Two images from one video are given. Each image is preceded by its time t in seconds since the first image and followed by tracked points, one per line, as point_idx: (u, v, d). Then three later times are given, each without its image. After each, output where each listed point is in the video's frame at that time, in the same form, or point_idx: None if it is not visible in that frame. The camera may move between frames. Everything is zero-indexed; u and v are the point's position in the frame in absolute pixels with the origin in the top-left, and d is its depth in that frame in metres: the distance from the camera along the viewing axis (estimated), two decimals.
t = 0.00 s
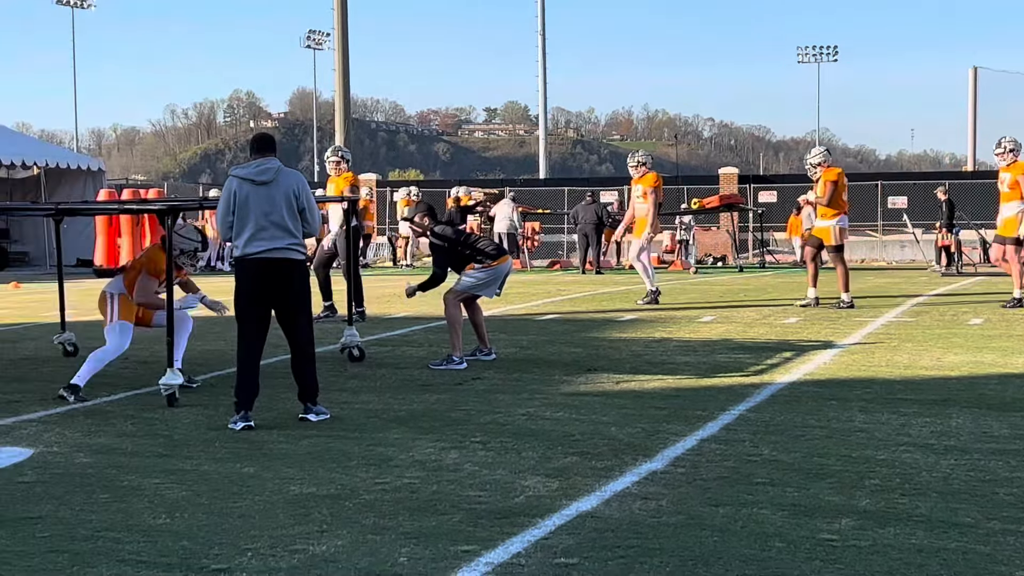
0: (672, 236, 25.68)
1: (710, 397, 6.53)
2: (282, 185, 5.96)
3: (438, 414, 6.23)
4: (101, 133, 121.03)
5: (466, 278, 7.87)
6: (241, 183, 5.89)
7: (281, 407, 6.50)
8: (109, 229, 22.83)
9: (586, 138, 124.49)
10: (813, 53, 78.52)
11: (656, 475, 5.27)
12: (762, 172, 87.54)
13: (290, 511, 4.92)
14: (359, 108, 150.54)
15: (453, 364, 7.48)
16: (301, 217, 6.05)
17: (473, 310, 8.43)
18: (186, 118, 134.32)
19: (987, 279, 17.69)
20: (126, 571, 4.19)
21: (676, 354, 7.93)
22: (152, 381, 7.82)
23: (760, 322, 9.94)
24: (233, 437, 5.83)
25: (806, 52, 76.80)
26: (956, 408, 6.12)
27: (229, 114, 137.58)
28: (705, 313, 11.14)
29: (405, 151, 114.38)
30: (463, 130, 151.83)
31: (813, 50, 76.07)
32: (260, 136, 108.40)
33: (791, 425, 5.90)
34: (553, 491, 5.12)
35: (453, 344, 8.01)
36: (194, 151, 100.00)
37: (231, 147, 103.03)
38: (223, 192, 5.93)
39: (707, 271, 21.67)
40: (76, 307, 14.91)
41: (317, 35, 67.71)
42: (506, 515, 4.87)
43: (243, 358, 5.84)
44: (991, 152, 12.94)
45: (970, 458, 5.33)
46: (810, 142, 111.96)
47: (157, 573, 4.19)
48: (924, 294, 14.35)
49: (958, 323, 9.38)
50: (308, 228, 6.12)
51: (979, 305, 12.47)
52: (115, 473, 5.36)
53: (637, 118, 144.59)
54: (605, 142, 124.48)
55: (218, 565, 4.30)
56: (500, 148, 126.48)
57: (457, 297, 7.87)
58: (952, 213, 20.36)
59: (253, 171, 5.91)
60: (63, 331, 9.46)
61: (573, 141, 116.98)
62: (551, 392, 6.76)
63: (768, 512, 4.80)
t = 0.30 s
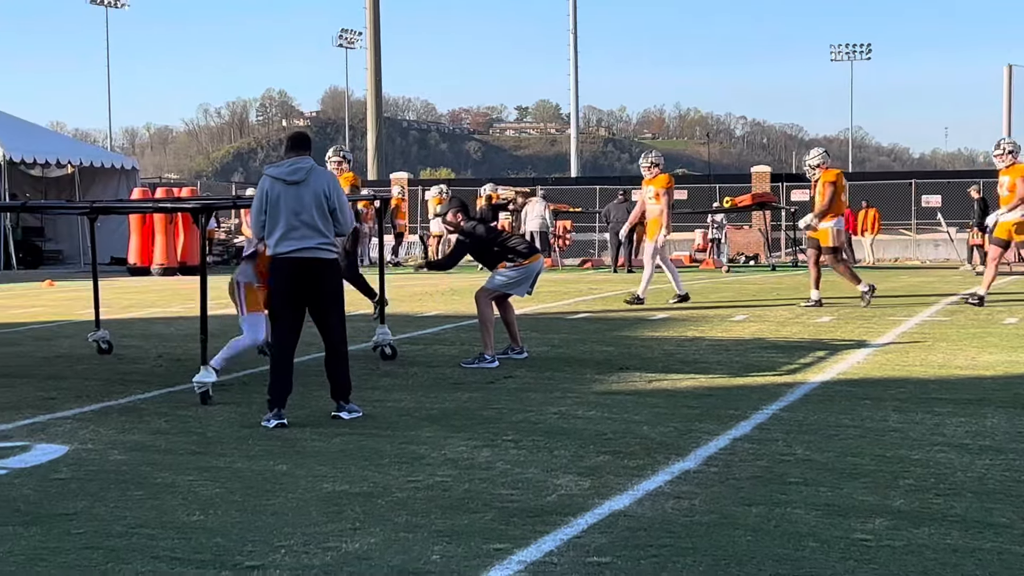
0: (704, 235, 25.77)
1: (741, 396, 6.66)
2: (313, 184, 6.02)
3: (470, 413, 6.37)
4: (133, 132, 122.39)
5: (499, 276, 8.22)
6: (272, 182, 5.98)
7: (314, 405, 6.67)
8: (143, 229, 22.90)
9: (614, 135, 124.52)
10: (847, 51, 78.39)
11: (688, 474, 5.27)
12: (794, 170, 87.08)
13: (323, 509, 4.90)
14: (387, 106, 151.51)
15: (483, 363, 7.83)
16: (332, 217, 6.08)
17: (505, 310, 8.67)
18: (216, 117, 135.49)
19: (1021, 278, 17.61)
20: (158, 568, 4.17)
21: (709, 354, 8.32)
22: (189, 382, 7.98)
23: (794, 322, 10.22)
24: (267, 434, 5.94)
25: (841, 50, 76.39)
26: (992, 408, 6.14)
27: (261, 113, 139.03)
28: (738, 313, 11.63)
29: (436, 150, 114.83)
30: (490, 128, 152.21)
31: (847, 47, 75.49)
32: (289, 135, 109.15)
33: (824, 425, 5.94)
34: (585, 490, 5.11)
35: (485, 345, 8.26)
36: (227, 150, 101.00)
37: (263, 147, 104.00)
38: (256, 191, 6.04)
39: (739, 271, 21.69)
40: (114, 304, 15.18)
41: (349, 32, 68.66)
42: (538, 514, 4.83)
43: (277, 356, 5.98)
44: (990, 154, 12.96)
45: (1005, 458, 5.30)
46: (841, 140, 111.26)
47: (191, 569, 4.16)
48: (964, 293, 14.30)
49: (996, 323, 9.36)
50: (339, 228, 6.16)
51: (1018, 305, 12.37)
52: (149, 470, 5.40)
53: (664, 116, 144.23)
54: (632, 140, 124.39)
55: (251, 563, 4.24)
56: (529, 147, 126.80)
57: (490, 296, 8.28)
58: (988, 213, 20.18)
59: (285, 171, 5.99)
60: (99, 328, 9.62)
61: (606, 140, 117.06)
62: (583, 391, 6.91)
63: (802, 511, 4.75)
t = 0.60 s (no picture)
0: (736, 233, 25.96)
1: (774, 395, 6.84)
2: (345, 183, 6.09)
3: (503, 411, 6.59)
4: (163, 131, 123.76)
5: (529, 273, 8.44)
6: (304, 181, 6.10)
7: (347, 403, 6.91)
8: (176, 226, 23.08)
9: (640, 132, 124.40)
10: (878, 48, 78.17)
11: (720, 473, 5.29)
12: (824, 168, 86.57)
13: (355, 506, 4.84)
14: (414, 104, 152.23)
15: (515, 362, 8.15)
16: (364, 215, 6.14)
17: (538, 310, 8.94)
18: (245, 115, 136.76)
19: None
20: (192, 565, 4.04)
21: (741, 350, 8.52)
22: (222, 380, 8.07)
23: (829, 320, 10.27)
24: (300, 431, 6.06)
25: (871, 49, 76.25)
26: None
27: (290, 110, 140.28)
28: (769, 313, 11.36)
29: (465, 148, 115.36)
30: (516, 125, 152.43)
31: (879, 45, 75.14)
32: (317, 134, 110.12)
33: (856, 424, 6.00)
34: (617, 489, 5.08)
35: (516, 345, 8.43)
36: (258, 150, 102.15)
37: (293, 147, 105.25)
38: (291, 189, 6.16)
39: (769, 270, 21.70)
40: (148, 301, 15.35)
41: (380, 31, 69.55)
42: (570, 513, 4.75)
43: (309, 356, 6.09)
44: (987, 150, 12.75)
45: None
46: (871, 137, 110.48)
47: (224, 565, 4.04)
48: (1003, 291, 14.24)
49: None
50: (371, 227, 6.21)
51: None
52: (183, 468, 5.42)
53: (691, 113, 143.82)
54: (657, 137, 124.20)
55: (281, 560, 4.13)
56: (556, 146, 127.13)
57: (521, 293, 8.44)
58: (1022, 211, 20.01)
59: (317, 170, 6.09)
60: (132, 326, 9.73)
61: (635, 140, 116.92)
62: (614, 389, 7.19)
63: (835, 511, 4.69)
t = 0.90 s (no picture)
0: (769, 232, 25.87)
1: (807, 394, 6.82)
2: (377, 182, 6.14)
3: (535, 410, 6.61)
4: (198, 130, 124.93)
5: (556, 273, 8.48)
6: (337, 180, 6.17)
7: (379, 402, 6.96)
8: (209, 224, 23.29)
9: (672, 131, 124.02)
10: (913, 46, 77.48)
11: (752, 473, 5.27)
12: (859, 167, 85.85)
13: (389, 504, 4.88)
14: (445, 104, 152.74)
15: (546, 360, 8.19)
16: (395, 215, 6.19)
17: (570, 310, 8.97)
18: (278, 115, 137.76)
19: None
20: (225, 563, 4.07)
21: (774, 350, 8.48)
22: (255, 379, 8.13)
23: (863, 319, 10.21)
24: (331, 429, 6.13)
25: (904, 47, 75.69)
26: None
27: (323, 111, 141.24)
28: (802, 312, 11.28)
29: (497, 147, 115.46)
30: (547, 125, 152.43)
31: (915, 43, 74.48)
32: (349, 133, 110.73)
33: (890, 424, 5.97)
34: (649, 489, 5.08)
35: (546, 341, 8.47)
36: (291, 149, 102.90)
37: (327, 146, 105.91)
38: (324, 189, 6.23)
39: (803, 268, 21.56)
40: (183, 301, 15.50)
41: (413, 32, 69.89)
42: (603, 512, 4.76)
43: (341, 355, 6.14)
44: (985, 152, 12.64)
45: None
46: (905, 136, 109.47)
47: (258, 563, 4.08)
48: None
49: None
50: (402, 226, 6.26)
51: None
52: (216, 465, 5.49)
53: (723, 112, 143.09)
54: (689, 136, 123.78)
55: (316, 558, 4.16)
56: (587, 144, 126.89)
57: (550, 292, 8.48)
58: None
59: (349, 169, 6.15)
60: (166, 325, 9.83)
61: (667, 138, 116.41)
62: (646, 389, 7.20)
63: (868, 511, 4.66)
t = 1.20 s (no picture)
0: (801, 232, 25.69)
1: (840, 395, 6.77)
2: (409, 184, 6.17)
3: (567, 410, 6.62)
4: (233, 130, 126.02)
5: (587, 273, 8.48)
6: (370, 179, 6.21)
7: (411, 401, 7.00)
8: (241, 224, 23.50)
9: (704, 130, 123.35)
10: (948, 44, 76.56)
11: (785, 473, 5.25)
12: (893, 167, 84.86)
13: (421, 503, 4.91)
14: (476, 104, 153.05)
15: (577, 360, 8.19)
16: (427, 216, 6.22)
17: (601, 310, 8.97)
18: (311, 116, 138.67)
19: None
20: (257, 561, 4.11)
21: (807, 350, 8.42)
22: (287, 378, 8.20)
23: (897, 319, 10.12)
24: (363, 429, 6.17)
25: (938, 45, 74.84)
26: None
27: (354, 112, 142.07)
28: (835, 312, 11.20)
29: (528, 147, 115.46)
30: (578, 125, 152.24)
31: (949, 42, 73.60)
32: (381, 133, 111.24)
33: (924, 425, 5.92)
34: (681, 489, 5.08)
35: (577, 344, 8.46)
36: (324, 150, 103.58)
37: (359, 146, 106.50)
38: (358, 188, 6.27)
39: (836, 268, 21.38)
40: (216, 300, 15.67)
41: (444, 32, 70.10)
42: (634, 512, 4.76)
43: (374, 354, 6.19)
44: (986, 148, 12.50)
45: None
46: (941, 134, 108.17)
47: (291, 562, 4.12)
48: None
49: None
50: (434, 226, 6.28)
51: None
52: (249, 464, 5.55)
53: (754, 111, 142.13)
54: (720, 135, 123.10)
55: (349, 557, 4.19)
56: (618, 143, 126.52)
57: (581, 292, 8.47)
58: None
59: (382, 170, 6.18)
60: (199, 324, 9.94)
61: (699, 138, 115.78)
62: (677, 389, 7.18)
63: (902, 512, 4.63)
